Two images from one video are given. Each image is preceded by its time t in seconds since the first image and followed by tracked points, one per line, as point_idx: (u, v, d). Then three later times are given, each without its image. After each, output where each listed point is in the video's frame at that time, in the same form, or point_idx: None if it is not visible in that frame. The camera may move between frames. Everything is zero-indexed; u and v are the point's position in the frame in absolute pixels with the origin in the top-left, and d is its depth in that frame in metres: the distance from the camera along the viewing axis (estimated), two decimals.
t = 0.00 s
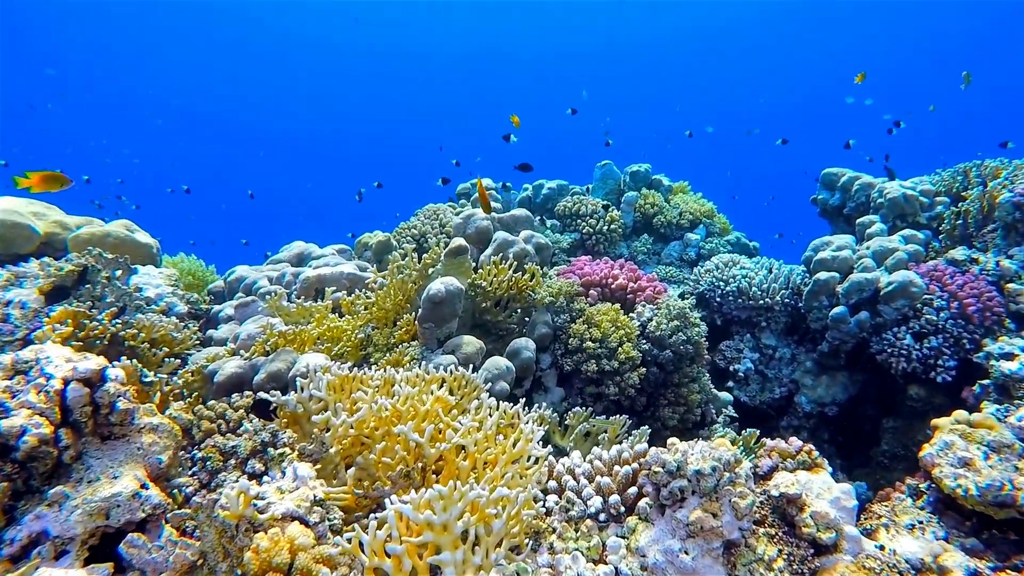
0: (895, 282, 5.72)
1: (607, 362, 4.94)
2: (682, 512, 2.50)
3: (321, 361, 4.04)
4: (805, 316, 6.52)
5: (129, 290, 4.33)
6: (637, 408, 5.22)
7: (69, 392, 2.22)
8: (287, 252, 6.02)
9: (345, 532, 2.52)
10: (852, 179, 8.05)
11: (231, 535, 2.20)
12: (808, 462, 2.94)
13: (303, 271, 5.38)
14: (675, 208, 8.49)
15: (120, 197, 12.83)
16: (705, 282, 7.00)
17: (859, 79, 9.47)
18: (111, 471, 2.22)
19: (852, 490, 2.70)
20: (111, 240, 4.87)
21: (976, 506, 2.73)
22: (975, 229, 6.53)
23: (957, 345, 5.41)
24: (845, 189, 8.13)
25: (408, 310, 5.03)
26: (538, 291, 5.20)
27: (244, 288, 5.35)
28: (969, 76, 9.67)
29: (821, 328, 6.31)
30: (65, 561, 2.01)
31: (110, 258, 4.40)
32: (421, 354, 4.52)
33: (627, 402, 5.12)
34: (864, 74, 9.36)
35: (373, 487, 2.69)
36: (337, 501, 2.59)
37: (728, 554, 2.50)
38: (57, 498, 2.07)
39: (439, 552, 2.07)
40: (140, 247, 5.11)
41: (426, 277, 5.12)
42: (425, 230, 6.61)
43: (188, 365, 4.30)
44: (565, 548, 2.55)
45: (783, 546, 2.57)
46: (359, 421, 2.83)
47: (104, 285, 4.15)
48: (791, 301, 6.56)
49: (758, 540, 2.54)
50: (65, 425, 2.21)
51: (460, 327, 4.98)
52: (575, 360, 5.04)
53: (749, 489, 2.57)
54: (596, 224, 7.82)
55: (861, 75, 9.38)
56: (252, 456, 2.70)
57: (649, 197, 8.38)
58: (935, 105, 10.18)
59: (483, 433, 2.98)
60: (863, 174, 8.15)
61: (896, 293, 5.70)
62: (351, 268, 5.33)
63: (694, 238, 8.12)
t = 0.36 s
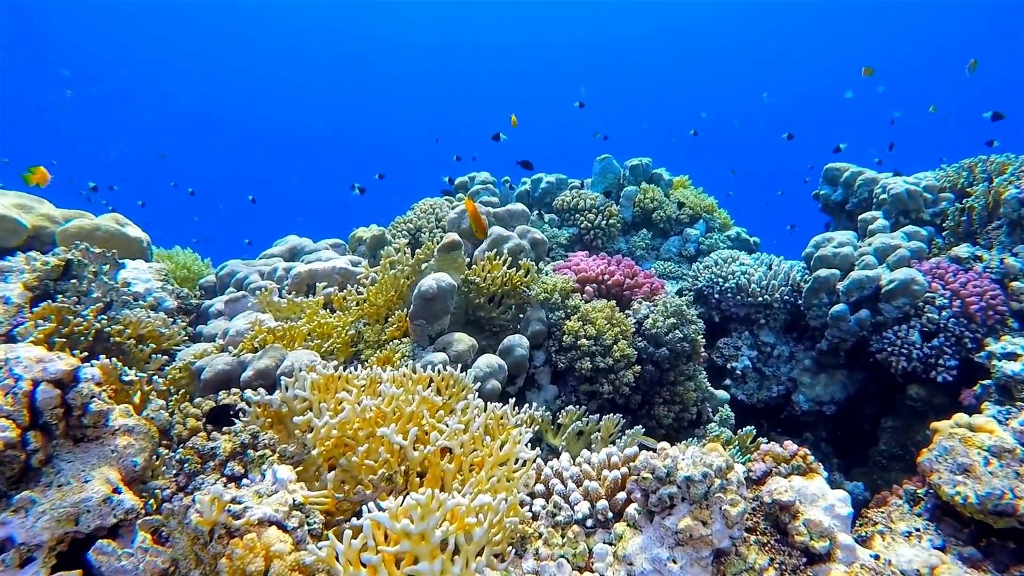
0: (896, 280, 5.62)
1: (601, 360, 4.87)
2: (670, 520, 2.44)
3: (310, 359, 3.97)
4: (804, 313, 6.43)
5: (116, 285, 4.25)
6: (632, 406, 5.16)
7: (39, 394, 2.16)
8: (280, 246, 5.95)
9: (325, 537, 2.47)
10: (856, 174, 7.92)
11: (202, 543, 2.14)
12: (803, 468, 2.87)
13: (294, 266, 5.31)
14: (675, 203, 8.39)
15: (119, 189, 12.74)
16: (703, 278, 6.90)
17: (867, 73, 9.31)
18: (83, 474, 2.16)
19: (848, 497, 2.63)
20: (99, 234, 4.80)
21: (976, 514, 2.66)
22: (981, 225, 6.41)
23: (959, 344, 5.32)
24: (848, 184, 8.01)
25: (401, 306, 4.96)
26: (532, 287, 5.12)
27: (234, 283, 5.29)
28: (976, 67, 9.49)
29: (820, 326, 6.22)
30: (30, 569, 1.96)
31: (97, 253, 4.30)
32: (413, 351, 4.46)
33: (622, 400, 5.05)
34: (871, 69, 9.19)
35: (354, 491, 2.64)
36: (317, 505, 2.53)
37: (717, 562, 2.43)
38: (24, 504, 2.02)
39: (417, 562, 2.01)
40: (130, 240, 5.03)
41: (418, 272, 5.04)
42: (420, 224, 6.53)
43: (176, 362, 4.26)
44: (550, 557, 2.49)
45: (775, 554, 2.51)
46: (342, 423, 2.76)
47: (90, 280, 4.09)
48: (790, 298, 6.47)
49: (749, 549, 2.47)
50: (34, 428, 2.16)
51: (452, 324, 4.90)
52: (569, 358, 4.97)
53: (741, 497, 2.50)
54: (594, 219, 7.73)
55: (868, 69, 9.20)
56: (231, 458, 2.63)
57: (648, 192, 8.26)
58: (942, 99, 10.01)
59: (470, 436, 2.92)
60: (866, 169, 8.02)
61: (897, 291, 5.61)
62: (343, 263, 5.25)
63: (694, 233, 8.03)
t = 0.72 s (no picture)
0: (895, 278, 5.53)
1: (594, 359, 4.80)
2: (656, 529, 2.38)
3: (297, 358, 3.90)
4: (801, 311, 6.36)
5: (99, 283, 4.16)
6: (625, 405, 5.10)
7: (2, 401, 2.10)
8: (270, 242, 5.87)
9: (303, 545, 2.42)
10: (855, 170, 7.83)
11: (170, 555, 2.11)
12: (795, 474, 2.81)
13: (283, 263, 5.23)
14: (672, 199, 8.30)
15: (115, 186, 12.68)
16: (699, 275, 6.82)
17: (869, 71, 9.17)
18: (49, 482, 2.09)
19: (839, 506, 2.57)
20: (84, 231, 4.71)
21: (972, 524, 2.60)
22: (981, 223, 6.32)
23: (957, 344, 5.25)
24: (847, 181, 7.91)
25: (391, 304, 4.89)
26: (524, 286, 5.05)
27: (223, 280, 5.21)
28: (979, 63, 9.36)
29: (817, 324, 6.15)
30: None
31: (80, 250, 4.20)
32: (402, 351, 4.40)
33: (615, 400, 4.98)
34: (872, 65, 9.06)
35: (333, 498, 2.58)
36: (295, 512, 2.48)
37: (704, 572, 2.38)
38: None
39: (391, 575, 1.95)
40: (117, 237, 4.94)
41: (408, 270, 4.96)
42: (413, 220, 6.44)
43: (160, 360, 4.18)
44: (534, 566, 2.43)
45: (764, 564, 2.45)
46: (322, 427, 2.70)
47: (72, 278, 4.01)
48: (787, 296, 6.39)
49: (736, 559, 2.42)
50: None
51: (443, 322, 4.84)
52: (561, 357, 4.89)
53: (729, 505, 2.44)
54: (590, 215, 7.64)
55: (868, 66, 9.08)
56: (208, 463, 2.57)
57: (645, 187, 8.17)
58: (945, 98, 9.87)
59: (454, 439, 2.86)
60: (865, 165, 7.92)
61: (895, 290, 5.53)
62: (333, 260, 5.17)
63: (691, 230, 7.95)
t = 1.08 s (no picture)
0: (893, 279, 5.44)
1: (586, 362, 4.72)
2: (640, 543, 2.31)
3: (282, 363, 3.83)
4: (798, 312, 6.27)
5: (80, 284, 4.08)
6: (618, 409, 5.03)
7: None
8: (260, 243, 5.80)
9: (277, 559, 2.35)
10: (853, 169, 7.73)
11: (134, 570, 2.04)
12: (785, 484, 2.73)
13: (271, 264, 5.16)
14: (668, 198, 8.21)
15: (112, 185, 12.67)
16: (695, 276, 6.73)
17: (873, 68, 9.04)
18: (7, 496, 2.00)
19: (831, 518, 2.49)
20: (67, 233, 4.65)
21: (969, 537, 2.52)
22: (982, 223, 6.22)
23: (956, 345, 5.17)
24: (845, 179, 7.82)
25: (380, 306, 4.82)
26: (515, 287, 4.98)
27: (210, 281, 5.14)
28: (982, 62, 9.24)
29: (815, 326, 6.06)
30: None
31: (61, 252, 4.12)
32: (390, 354, 4.32)
33: (608, 403, 4.91)
34: (875, 63, 8.94)
35: (308, 510, 2.51)
36: (269, 524, 2.41)
37: None
38: None
39: None
40: (100, 238, 4.88)
41: (397, 271, 4.89)
42: (405, 220, 6.37)
43: (144, 364, 4.11)
44: None
45: None
46: (300, 436, 2.62)
47: (52, 280, 3.93)
48: (784, 297, 6.31)
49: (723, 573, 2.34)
50: None
51: (433, 325, 4.76)
52: (553, 360, 4.82)
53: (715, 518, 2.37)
54: (586, 215, 7.55)
55: (872, 64, 8.96)
56: (180, 474, 2.50)
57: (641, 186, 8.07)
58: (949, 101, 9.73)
59: (435, 448, 2.79)
60: (864, 164, 7.83)
61: (893, 291, 5.44)
62: (321, 261, 5.10)
63: (687, 230, 7.86)
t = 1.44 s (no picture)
0: (896, 281, 5.33)
1: (580, 367, 4.63)
2: (629, 559, 2.23)
3: (270, 369, 3.76)
4: (799, 315, 6.17)
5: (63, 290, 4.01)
6: (615, 414, 4.94)
7: None
8: (252, 246, 5.73)
9: None
10: (856, 168, 7.62)
11: None
12: (781, 496, 2.65)
13: (261, 268, 5.08)
14: (667, 199, 8.12)
15: (116, 191, 12.72)
16: (694, 278, 6.63)
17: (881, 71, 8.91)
18: None
19: (829, 531, 2.39)
20: (53, 237, 4.59)
21: (973, 551, 2.43)
22: (987, 223, 6.09)
23: (961, 349, 5.05)
24: (847, 178, 7.70)
25: (372, 310, 4.74)
26: (509, 291, 4.90)
27: (200, 286, 5.07)
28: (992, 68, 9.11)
29: (816, 329, 5.96)
30: None
31: (45, 256, 4.05)
32: (380, 359, 4.24)
33: (603, 409, 4.81)
34: (883, 65, 8.81)
35: (286, 524, 2.42)
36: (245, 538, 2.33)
37: None
38: None
39: None
40: (89, 241, 4.81)
41: (388, 274, 4.81)
42: (399, 220, 6.28)
43: (130, 370, 4.03)
44: None
45: None
46: (278, 446, 2.55)
47: (36, 285, 3.85)
48: (785, 299, 6.20)
49: None
50: None
51: (426, 329, 4.68)
52: (547, 364, 4.73)
53: (706, 532, 2.28)
54: (584, 215, 7.45)
55: (879, 66, 8.84)
56: (153, 487, 2.45)
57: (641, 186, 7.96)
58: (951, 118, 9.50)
59: (420, 458, 2.71)
60: (867, 163, 7.71)
61: (896, 293, 5.33)
62: (312, 265, 5.03)
63: (687, 230, 7.77)
